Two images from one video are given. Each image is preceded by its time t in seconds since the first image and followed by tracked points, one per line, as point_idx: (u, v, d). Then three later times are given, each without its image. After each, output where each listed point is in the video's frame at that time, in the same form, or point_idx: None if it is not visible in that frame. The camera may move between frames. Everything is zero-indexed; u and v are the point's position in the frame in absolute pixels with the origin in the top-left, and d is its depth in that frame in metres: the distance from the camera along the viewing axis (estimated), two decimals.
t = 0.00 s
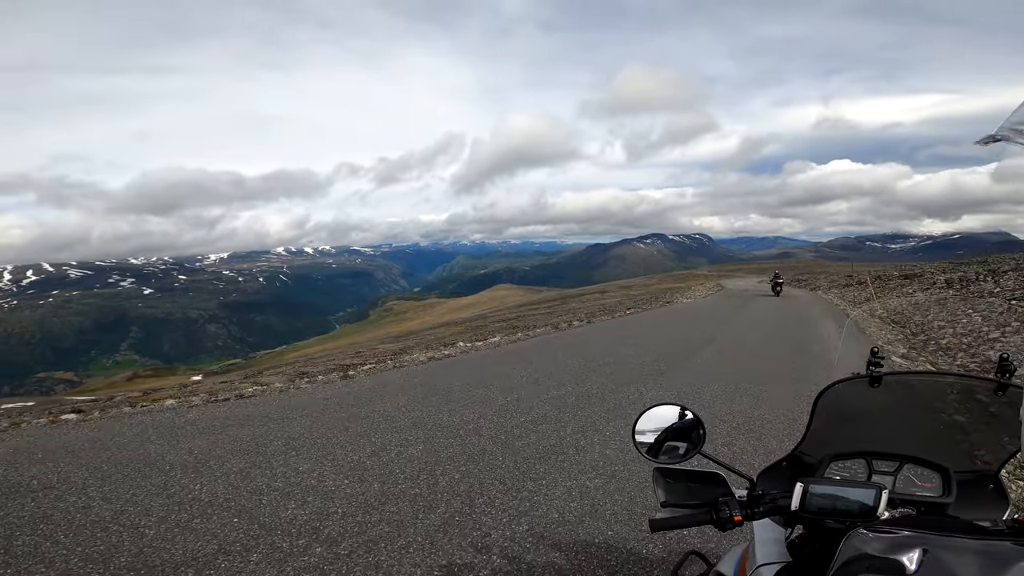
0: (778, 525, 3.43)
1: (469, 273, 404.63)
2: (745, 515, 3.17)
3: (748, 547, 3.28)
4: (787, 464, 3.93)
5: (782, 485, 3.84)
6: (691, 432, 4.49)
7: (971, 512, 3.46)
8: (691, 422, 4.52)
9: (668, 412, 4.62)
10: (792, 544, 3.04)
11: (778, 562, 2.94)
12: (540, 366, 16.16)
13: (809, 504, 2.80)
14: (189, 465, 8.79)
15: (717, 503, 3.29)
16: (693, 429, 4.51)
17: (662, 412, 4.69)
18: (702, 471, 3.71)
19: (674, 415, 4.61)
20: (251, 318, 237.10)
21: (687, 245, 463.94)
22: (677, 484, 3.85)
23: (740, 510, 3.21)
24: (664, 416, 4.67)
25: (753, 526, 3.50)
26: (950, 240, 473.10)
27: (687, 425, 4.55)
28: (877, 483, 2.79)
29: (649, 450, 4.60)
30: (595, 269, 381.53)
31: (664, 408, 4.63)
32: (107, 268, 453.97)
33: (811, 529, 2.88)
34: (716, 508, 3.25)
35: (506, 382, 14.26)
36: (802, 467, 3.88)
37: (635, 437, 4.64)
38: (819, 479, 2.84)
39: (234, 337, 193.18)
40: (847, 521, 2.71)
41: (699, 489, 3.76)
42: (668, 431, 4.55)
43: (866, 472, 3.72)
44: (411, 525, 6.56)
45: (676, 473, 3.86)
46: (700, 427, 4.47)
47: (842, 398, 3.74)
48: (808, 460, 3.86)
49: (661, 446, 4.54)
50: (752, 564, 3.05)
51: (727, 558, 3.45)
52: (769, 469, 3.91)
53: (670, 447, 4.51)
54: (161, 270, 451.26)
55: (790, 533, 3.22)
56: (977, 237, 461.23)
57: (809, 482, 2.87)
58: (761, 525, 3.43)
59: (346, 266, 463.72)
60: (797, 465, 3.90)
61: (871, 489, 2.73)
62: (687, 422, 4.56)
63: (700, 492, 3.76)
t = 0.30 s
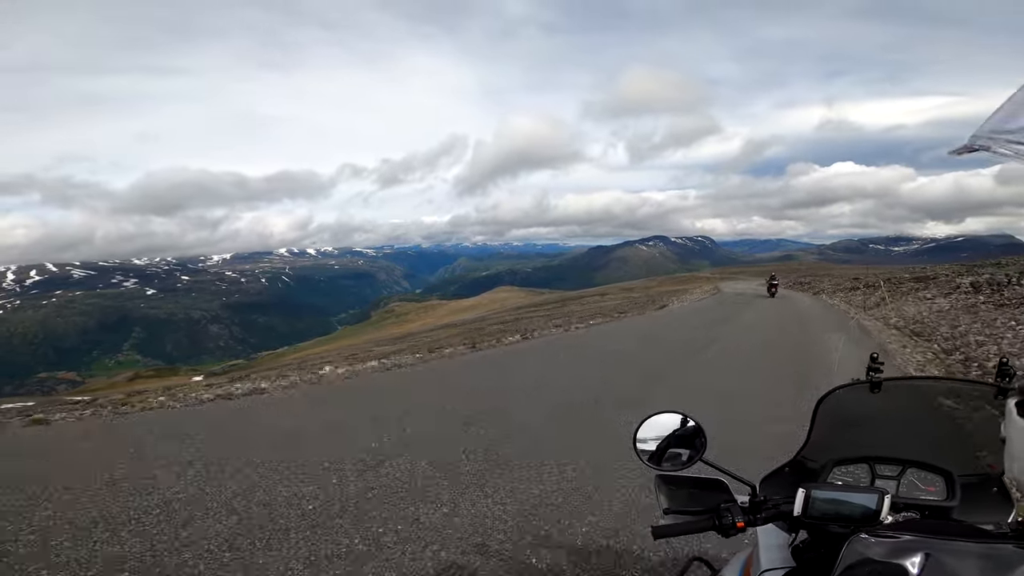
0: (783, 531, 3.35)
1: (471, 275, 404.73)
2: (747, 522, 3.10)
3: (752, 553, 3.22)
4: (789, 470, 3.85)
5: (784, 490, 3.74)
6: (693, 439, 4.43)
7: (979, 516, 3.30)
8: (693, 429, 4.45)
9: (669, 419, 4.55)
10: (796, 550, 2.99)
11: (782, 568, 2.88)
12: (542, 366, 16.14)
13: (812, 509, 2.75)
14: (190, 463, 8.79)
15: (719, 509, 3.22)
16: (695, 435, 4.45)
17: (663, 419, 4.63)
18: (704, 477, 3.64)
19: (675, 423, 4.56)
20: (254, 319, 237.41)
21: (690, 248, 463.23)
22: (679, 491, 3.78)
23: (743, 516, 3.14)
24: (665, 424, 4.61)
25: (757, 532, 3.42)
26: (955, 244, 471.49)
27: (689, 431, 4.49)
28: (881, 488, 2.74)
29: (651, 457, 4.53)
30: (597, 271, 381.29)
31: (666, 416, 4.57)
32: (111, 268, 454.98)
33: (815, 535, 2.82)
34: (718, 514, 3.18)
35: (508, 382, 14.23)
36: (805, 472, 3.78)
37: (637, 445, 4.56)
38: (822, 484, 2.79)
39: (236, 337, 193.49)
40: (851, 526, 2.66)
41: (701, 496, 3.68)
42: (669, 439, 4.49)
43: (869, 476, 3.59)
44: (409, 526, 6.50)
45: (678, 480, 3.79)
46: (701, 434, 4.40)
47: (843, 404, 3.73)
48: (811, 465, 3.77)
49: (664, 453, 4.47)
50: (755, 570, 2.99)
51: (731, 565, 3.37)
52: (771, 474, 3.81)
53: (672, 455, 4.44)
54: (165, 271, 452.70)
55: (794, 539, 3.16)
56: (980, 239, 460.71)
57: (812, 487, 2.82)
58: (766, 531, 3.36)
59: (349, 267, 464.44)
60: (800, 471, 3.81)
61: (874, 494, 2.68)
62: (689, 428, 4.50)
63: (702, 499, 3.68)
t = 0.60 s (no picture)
0: (794, 528, 3.30)
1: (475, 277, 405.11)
2: (760, 521, 3.03)
3: (765, 551, 3.17)
4: (801, 467, 3.83)
5: (796, 488, 3.73)
6: (700, 439, 4.38)
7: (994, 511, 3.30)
8: (701, 429, 4.40)
9: (677, 419, 4.50)
10: (811, 547, 2.95)
11: (796, 566, 2.84)
12: (543, 368, 16.09)
13: (827, 506, 2.71)
14: (195, 463, 8.77)
15: (731, 508, 3.14)
16: (703, 435, 4.40)
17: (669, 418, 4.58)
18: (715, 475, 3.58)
19: (682, 422, 4.49)
20: (258, 320, 238.08)
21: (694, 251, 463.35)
22: (688, 491, 3.71)
23: (755, 515, 3.07)
24: (672, 423, 4.56)
25: (768, 531, 3.36)
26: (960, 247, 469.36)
27: (696, 430, 4.44)
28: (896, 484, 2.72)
29: (658, 457, 4.47)
30: (601, 273, 380.99)
31: (673, 415, 4.52)
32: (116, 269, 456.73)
33: (829, 532, 2.78)
34: (730, 513, 3.09)
35: (511, 383, 14.19)
36: (817, 469, 3.76)
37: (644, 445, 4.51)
38: (835, 481, 2.76)
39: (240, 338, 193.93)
40: (866, 522, 2.62)
41: (711, 495, 3.62)
42: (676, 438, 4.43)
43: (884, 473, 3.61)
44: (416, 526, 6.48)
45: (687, 480, 3.72)
46: (710, 432, 4.36)
47: (854, 399, 3.69)
48: (823, 462, 3.75)
49: (671, 453, 4.42)
50: (769, 567, 2.94)
51: (742, 564, 3.30)
52: (782, 473, 3.80)
53: (680, 454, 4.39)
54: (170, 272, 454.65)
55: (807, 537, 3.11)
56: (986, 242, 459.03)
57: (826, 485, 2.78)
58: (778, 529, 3.30)
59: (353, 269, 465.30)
60: (812, 468, 3.79)
61: (889, 490, 2.66)
62: (696, 427, 4.45)
63: (711, 498, 3.62)
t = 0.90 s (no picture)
0: (798, 525, 3.26)
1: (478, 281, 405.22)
2: (763, 518, 2.98)
3: (770, 549, 3.13)
4: (802, 462, 3.79)
5: (798, 484, 3.70)
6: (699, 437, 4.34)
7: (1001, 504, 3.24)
8: (699, 427, 4.35)
9: (675, 417, 4.47)
10: (816, 545, 2.91)
11: (803, 562, 2.80)
12: (543, 371, 16.04)
13: (830, 503, 2.68)
14: (194, 463, 8.74)
15: (733, 507, 3.10)
16: (701, 433, 4.32)
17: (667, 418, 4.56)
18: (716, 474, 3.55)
19: (681, 421, 4.47)
20: (261, 323, 238.31)
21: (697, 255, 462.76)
22: (690, 490, 3.67)
23: (758, 513, 3.03)
24: (670, 422, 4.53)
25: (773, 530, 3.31)
26: (965, 252, 467.67)
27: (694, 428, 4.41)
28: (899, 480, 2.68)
29: (657, 456, 4.43)
30: (604, 277, 380.51)
31: (672, 414, 4.50)
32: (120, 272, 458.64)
33: (834, 529, 2.74)
34: (732, 512, 3.06)
35: (510, 386, 14.16)
36: (819, 464, 3.72)
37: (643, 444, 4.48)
38: (838, 478, 2.72)
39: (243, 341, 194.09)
40: (871, 518, 2.58)
41: (712, 494, 3.58)
42: (675, 437, 4.40)
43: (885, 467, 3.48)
44: (416, 526, 6.44)
45: (688, 479, 3.68)
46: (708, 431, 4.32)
47: (853, 393, 3.69)
48: (824, 457, 3.72)
49: (670, 452, 4.38)
50: (775, 566, 2.90)
51: (747, 562, 3.25)
52: (784, 469, 3.76)
53: (679, 454, 4.35)
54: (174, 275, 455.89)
55: (812, 534, 3.07)
56: (991, 247, 457.29)
57: (829, 481, 2.75)
58: (783, 527, 3.26)
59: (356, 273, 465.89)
60: (814, 463, 3.75)
61: (893, 485, 2.62)
62: (694, 426, 4.41)
63: (713, 498, 3.58)
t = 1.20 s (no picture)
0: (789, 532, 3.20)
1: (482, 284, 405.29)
2: (754, 526, 2.91)
3: (760, 556, 3.06)
4: (793, 471, 3.68)
5: (789, 492, 3.55)
6: (692, 446, 4.30)
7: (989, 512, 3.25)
8: (692, 434, 4.33)
9: (667, 425, 4.44)
10: (806, 551, 2.85)
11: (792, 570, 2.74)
12: (540, 377, 15.99)
13: (820, 510, 2.60)
14: (189, 470, 8.72)
15: (724, 514, 3.02)
16: (694, 441, 4.31)
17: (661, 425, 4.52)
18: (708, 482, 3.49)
19: (673, 428, 4.43)
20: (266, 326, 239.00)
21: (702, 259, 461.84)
22: (681, 497, 3.61)
23: (749, 521, 2.96)
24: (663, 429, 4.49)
25: (764, 536, 3.24)
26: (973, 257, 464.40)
27: (687, 437, 4.37)
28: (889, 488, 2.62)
29: (649, 463, 4.37)
30: (609, 281, 379.83)
31: (660, 423, 4.44)
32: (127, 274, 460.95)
33: (824, 536, 2.68)
34: (723, 520, 2.98)
35: (507, 391, 14.12)
36: (810, 473, 3.63)
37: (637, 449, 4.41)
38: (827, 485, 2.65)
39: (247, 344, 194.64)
40: (860, 527, 2.51)
41: (704, 502, 3.52)
42: (668, 443, 4.36)
43: (875, 475, 3.48)
44: (411, 533, 6.39)
45: (679, 486, 3.62)
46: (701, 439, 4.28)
47: (845, 403, 3.57)
48: (815, 465, 3.63)
49: (662, 459, 4.32)
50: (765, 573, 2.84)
51: (738, 569, 3.19)
52: (775, 477, 3.63)
53: (671, 461, 4.30)
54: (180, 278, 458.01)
55: (802, 540, 3.02)
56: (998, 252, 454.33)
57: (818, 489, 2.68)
58: (773, 534, 3.20)
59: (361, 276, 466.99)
60: (804, 471, 3.65)
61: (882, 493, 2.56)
62: (687, 434, 4.37)
63: (705, 505, 3.52)
